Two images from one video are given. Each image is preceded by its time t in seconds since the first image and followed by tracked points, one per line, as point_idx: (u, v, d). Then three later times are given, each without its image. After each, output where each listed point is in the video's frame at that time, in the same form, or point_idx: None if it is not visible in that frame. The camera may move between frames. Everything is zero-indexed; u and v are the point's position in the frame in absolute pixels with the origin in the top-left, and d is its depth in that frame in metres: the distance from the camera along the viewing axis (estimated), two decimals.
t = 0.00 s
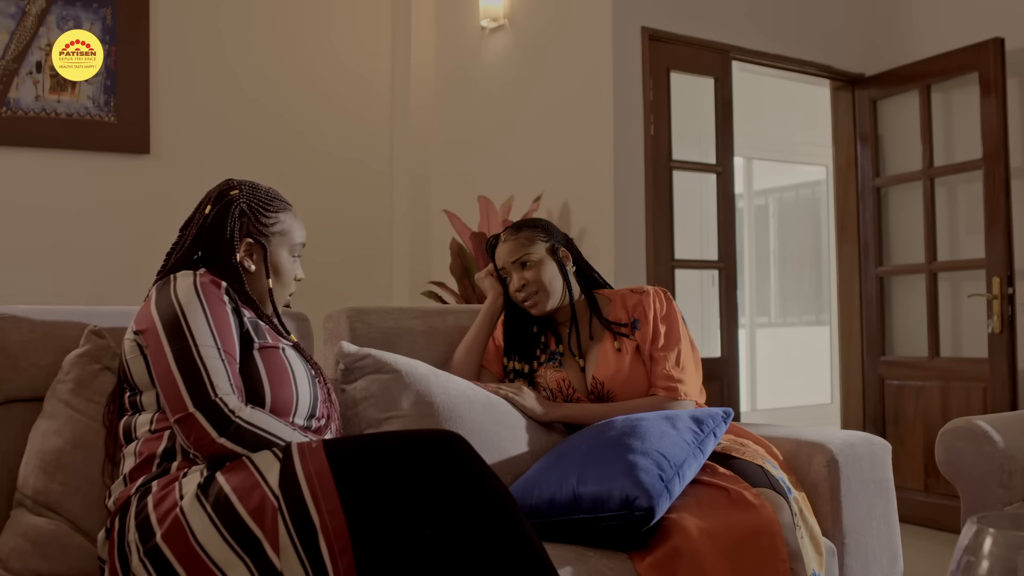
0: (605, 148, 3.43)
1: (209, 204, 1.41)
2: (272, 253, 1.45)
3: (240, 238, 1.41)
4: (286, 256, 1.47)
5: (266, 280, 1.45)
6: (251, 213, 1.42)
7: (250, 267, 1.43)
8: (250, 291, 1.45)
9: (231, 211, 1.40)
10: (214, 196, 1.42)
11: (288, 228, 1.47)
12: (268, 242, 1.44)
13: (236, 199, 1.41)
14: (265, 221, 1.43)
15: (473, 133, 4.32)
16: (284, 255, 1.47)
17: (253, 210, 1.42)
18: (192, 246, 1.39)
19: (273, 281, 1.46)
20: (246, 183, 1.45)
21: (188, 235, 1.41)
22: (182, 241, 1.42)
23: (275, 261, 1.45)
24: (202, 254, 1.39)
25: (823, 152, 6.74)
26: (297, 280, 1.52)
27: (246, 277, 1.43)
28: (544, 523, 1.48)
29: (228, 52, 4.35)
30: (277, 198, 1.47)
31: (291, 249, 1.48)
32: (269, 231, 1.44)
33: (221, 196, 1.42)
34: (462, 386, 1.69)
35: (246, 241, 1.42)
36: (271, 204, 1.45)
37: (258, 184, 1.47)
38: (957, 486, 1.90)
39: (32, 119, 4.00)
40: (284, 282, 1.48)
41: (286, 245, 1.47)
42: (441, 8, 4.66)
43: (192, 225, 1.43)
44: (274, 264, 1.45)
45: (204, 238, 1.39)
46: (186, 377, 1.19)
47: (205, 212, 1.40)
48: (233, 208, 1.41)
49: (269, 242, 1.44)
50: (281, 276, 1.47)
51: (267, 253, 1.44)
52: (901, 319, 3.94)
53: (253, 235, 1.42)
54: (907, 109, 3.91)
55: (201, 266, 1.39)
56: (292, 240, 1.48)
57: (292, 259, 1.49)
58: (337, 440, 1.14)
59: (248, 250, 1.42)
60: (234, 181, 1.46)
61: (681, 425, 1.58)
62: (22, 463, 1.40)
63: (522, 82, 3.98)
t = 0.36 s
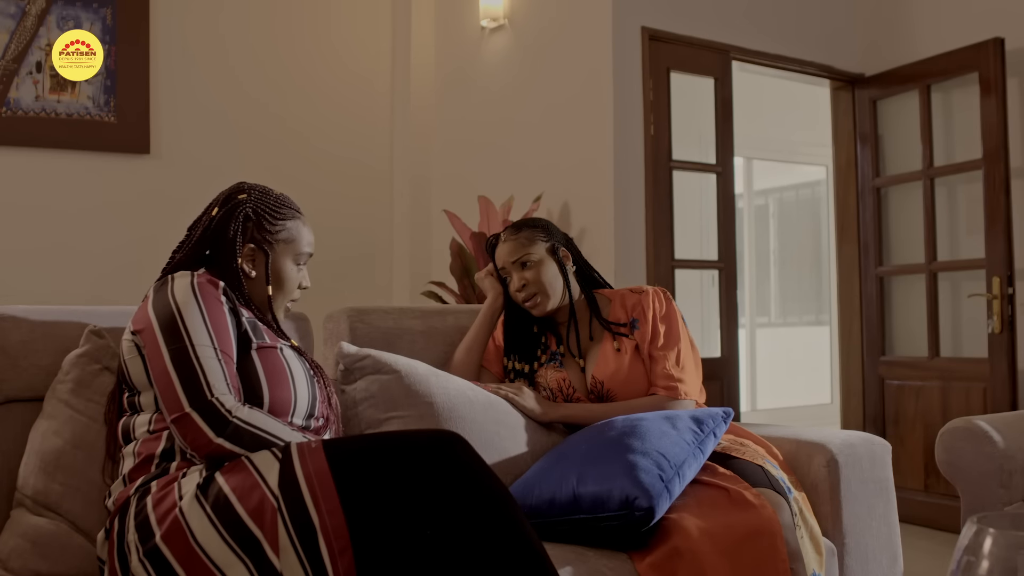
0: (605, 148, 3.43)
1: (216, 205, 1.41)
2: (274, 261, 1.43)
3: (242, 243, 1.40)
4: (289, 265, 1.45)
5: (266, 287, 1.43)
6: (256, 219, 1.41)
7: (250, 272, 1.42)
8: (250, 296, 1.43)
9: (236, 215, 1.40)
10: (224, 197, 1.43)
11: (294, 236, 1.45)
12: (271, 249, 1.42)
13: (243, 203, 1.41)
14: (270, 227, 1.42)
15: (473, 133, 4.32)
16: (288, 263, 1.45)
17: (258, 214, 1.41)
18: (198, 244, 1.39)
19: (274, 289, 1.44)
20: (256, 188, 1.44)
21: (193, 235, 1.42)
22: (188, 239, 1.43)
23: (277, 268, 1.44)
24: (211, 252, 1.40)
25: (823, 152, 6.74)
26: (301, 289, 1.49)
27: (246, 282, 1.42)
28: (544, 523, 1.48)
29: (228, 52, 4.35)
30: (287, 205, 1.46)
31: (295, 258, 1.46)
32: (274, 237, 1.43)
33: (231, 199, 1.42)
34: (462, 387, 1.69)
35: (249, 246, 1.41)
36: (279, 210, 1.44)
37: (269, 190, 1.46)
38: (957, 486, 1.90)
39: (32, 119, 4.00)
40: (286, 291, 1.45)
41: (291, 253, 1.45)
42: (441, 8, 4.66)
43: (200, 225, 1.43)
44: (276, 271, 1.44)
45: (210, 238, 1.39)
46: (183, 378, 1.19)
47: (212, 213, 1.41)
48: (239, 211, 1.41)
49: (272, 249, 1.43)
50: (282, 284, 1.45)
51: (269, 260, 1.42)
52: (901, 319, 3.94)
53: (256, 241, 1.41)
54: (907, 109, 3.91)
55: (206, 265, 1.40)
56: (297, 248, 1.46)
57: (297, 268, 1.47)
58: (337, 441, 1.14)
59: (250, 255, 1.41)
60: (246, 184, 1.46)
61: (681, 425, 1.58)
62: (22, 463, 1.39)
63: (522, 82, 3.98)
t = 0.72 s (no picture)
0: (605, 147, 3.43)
1: (218, 207, 1.42)
2: (276, 260, 1.43)
3: (243, 243, 1.40)
4: (291, 265, 1.45)
5: (268, 287, 1.43)
6: (257, 219, 1.41)
7: (252, 273, 1.41)
8: (251, 297, 1.43)
9: (238, 216, 1.40)
10: (226, 198, 1.43)
11: (296, 235, 1.45)
12: (273, 249, 1.42)
13: (244, 203, 1.41)
14: (271, 228, 1.42)
15: (473, 133, 4.32)
16: (290, 263, 1.44)
17: (260, 215, 1.41)
18: (201, 245, 1.40)
19: (275, 289, 1.43)
20: (258, 188, 1.44)
21: (195, 236, 1.42)
22: (190, 240, 1.43)
23: (278, 268, 1.43)
24: (213, 253, 1.40)
25: (823, 152, 6.74)
26: (304, 288, 1.49)
27: (248, 283, 1.41)
28: (544, 523, 1.48)
29: (228, 52, 4.35)
30: (288, 204, 1.45)
31: (297, 258, 1.46)
32: (276, 238, 1.43)
33: (233, 199, 1.42)
34: (462, 386, 1.69)
35: (251, 246, 1.41)
36: (281, 210, 1.43)
37: (271, 190, 1.46)
38: (957, 486, 1.90)
39: (32, 119, 4.00)
40: (288, 292, 1.45)
41: (293, 253, 1.45)
42: (441, 8, 4.66)
43: (202, 225, 1.43)
44: (278, 271, 1.43)
45: (212, 239, 1.40)
46: (185, 377, 1.19)
47: (214, 213, 1.41)
48: (241, 212, 1.41)
49: (274, 249, 1.43)
50: (285, 285, 1.44)
51: (271, 260, 1.42)
52: (901, 319, 3.94)
53: (257, 241, 1.41)
54: (907, 109, 3.91)
55: (209, 265, 1.40)
56: (299, 248, 1.45)
57: (300, 268, 1.47)
58: (337, 440, 1.14)
59: (252, 256, 1.41)
60: (248, 185, 1.46)
61: (681, 425, 1.58)
62: (22, 463, 1.39)
63: (522, 82, 3.98)
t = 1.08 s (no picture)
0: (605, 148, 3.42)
1: (215, 205, 1.41)
2: (273, 260, 1.43)
3: (241, 243, 1.40)
4: (289, 265, 1.45)
5: (266, 287, 1.43)
6: (256, 219, 1.40)
7: (250, 273, 1.42)
8: (250, 297, 1.43)
9: (235, 215, 1.40)
10: (224, 197, 1.42)
11: (294, 235, 1.45)
12: (271, 249, 1.42)
13: (242, 202, 1.41)
14: (269, 227, 1.42)
15: (473, 133, 4.32)
16: (287, 263, 1.45)
17: (258, 214, 1.41)
18: (199, 244, 1.40)
19: (274, 289, 1.44)
20: (256, 187, 1.44)
21: (193, 236, 1.42)
22: (188, 239, 1.43)
23: (277, 268, 1.43)
24: (211, 252, 1.40)
25: (823, 153, 6.74)
26: (303, 288, 1.49)
27: (246, 282, 1.41)
28: (544, 523, 1.48)
29: (229, 52, 4.35)
30: (286, 204, 1.45)
31: (295, 258, 1.46)
32: (274, 237, 1.43)
33: (232, 199, 1.42)
34: (462, 386, 1.69)
35: (248, 246, 1.41)
36: (279, 210, 1.43)
37: (270, 189, 1.46)
38: (957, 486, 1.90)
39: (32, 119, 4.00)
40: (286, 292, 1.45)
41: (291, 252, 1.45)
42: (441, 8, 4.66)
43: (200, 225, 1.43)
44: (276, 271, 1.43)
45: (211, 238, 1.40)
46: (183, 377, 1.19)
47: (212, 212, 1.41)
48: (239, 211, 1.41)
49: (272, 248, 1.43)
50: (283, 284, 1.44)
51: (269, 259, 1.42)
52: (901, 319, 3.94)
53: (255, 240, 1.41)
54: (907, 109, 3.91)
55: (207, 264, 1.40)
56: (298, 248, 1.45)
57: (297, 268, 1.47)
58: (336, 440, 1.14)
59: (249, 255, 1.41)
60: (246, 184, 1.46)
61: (681, 425, 1.58)
62: (22, 463, 1.39)
63: (522, 82, 3.98)
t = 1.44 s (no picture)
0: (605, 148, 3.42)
1: (215, 205, 1.41)
2: (273, 260, 1.43)
3: (241, 242, 1.40)
4: (288, 265, 1.45)
5: (266, 286, 1.43)
6: (255, 219, 1.41)
7: (249, 272, 1.42)
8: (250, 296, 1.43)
9: (235, 214, 1.40)
10: (224, 196, 1.42)
11: (293, 235, 1.45)
12: (270, 249, 1.42)
13: (242, 202, 1.41)
14: (269, 227, 1.42)
15: (473, 133, 4.32)
16: (286, 263, 1.45)
17: (258, 214, 1.41)
18: (199, 243, 1.40)
19: (273, 289, 1.44)
20: (255, 187, 1.44)
21: (192, 235, 1.42)
22: (188, 238, 1.43)
23: (276, 268, 1.43)
24: (210, 251, 1.40)
25: (823, 153, 6.74)
26: (301, 288, 1.49)
27: (245, 282, 1.42)
28: (544, 523, 1.48)
29: (229, 52, 4.35)
30: (286, 203, 1.45)
31: (294, 258, 1.46)
32: (273, 237, 1.43)
33: (232, 199, 1.42)
34: (462, 387, 1.69)
35: (248, 245, 1.41)
36: (279, 209, 1.43)
37: (269, 189, 1.46)
38: (957, 486, 1.90)
39: (32, 119, 4.00)
40: (285, 292, 1.45)
41: (290, 252, 1.45)
42: (441, 8, 4.66)
43: (199, 224, 1.43)
44: (275, 271, 1.44)
45: (211, 238, 1.40)
46: (184, 377, 1.19)
47: (212, 211, 1.41)
48: (238, 211, 1.41)
49: (272, 248, 1.43)
50: (282, 284, 1.44)
51: (268, 259, 1.42)
52: (901, 319, 3.94)
53: (255, 240, 1.41)
54: (907, 109, 3.91)
55: (206, 264, 1.40)
56: (297, 248, 1.45)
57: (297, 268, 1.47)
58: (337, 440, 1.14)
59: (249, 254, 1.41)
60: (246, 184, 1.46)
61: (681, 425, 1.58)
62: (22, 463, 1.39)
63: (522, 82, 3.98)
